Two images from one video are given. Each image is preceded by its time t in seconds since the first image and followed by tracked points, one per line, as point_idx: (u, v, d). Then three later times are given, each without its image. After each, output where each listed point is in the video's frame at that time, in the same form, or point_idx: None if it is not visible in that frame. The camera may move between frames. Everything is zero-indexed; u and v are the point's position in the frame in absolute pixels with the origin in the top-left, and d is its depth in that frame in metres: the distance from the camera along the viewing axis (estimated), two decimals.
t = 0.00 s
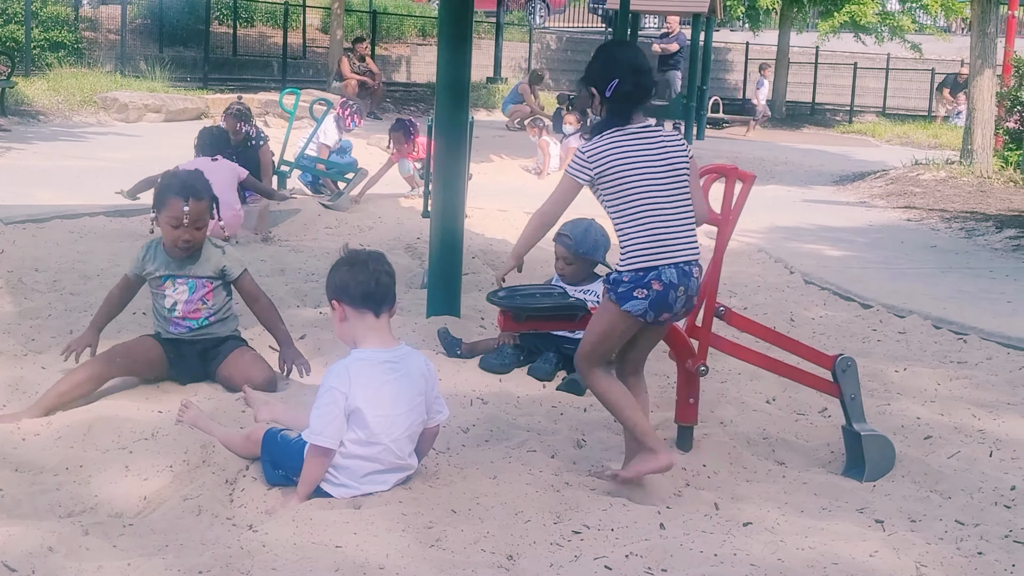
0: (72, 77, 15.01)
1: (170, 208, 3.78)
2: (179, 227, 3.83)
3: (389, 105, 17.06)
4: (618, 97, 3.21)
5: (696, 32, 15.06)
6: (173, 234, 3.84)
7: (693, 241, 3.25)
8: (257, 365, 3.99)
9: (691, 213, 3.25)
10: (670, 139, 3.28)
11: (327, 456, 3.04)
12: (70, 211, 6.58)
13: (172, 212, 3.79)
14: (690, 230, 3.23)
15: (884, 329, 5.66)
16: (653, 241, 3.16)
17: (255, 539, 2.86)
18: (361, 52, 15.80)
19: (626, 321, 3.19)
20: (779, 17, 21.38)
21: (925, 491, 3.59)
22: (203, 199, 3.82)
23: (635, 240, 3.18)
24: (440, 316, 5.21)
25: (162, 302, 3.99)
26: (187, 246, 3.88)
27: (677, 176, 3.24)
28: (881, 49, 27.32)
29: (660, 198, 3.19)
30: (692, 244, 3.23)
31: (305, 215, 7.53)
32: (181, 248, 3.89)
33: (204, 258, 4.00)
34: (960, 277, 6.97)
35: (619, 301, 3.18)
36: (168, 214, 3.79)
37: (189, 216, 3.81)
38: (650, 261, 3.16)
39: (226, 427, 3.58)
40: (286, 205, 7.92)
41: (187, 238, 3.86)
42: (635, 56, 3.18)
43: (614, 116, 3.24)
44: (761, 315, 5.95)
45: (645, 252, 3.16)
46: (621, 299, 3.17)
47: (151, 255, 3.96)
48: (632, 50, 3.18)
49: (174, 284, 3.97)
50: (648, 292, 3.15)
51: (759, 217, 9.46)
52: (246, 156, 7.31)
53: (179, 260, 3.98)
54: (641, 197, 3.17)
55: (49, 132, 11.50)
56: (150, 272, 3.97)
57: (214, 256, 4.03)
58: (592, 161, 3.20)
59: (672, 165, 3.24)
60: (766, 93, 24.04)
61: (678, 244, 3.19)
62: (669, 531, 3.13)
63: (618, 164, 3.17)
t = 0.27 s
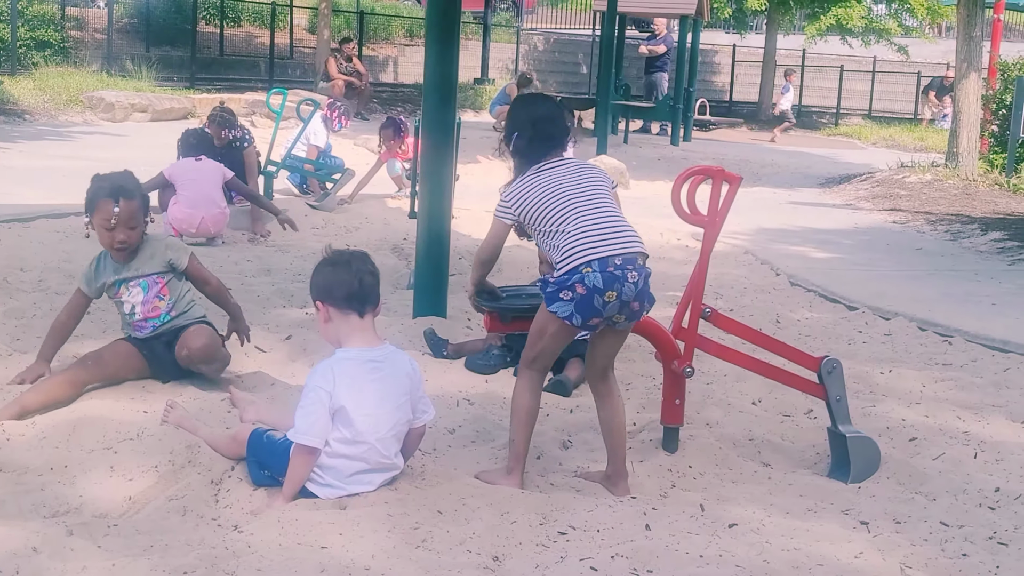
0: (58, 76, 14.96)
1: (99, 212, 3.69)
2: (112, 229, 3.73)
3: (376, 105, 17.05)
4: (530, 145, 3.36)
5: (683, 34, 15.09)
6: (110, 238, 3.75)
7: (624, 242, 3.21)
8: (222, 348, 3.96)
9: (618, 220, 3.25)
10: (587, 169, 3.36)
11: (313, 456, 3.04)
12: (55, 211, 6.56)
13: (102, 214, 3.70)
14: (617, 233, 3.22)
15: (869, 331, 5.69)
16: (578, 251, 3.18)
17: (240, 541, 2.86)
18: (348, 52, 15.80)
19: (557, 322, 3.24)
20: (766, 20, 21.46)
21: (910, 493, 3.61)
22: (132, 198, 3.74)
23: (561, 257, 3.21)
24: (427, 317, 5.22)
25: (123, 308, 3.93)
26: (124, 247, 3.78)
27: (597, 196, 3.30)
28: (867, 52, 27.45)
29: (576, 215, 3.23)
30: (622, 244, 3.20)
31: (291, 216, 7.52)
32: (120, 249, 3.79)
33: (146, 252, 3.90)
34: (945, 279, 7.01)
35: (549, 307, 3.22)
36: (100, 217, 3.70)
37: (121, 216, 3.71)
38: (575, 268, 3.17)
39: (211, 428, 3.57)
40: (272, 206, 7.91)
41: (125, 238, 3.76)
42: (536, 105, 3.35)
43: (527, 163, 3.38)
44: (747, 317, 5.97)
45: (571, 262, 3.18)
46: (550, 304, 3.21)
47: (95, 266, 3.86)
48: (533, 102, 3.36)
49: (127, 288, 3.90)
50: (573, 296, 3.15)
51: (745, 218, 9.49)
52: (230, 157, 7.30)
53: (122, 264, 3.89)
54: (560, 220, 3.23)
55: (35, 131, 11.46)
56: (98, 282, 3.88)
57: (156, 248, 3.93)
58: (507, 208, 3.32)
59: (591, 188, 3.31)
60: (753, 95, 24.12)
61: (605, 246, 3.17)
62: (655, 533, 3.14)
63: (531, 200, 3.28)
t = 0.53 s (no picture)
0: (44, 76, 14.91)
1: (49, 215, 3.67)
2: (62, 232, 3.72)
3: (364, 106, 17.05)
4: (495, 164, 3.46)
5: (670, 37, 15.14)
6: (60, 241, 3.74)
7: (572, 246, 3.20)
8: (177, 330, 3.96)
9: (567, 226, 3.26)
10: (546, 188, 3.41)
11: (297, 456, 3.04)
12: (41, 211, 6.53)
13: (51, 215, 3.68)
14: (565, 236, 3.22)
15: (856, 333, 5.72)
16: (525, 254, 3.18)
17: (225, 542, 2.85)
18: (335, 53, 15.79)
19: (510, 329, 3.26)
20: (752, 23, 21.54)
21: (896, 495, 3.63)
22: (81, 199, 3.72)
23: (508, 264, 3.22)
24: (414, 318, 5.22)
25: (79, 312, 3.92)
26: (74, 248, 3.77)
27: (551, 207, 3.33)
28: (854, 55, 27.58)
29: (525, 221, 3.26)
30: (570, 246, 3.19)
31: (278, 216, 7.51)
32: (69, 251, 3.78)
33: (93, 251, 3.90)
34: (931, 282, 7.05)
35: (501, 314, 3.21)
36: (48, 219, 3.68)
37: (70, 218, 3.70)
38: (523, 271, 3.16)
39: (197, 428, 3.56)
40: (259, 206, 7.90)
41: (75, 239, 3.76)
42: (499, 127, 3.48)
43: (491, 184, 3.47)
44: (734, 319, 5.99)
45: (518, 266, 3.18)
46: (500, 312, 3.21)
47: (44, 270, 3.84)
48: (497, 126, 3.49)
49: (81, 291, 3.90)
50: (522, 300, 3.14)
51: (731, 220, 9.52)
52: (216, 158, 7.27)
53: (71, 266, 3.88)
54: (511, 228, 3.26)
55: (21, 131, 11.42)
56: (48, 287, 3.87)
57: (103, 246, 3.93)
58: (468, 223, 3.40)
59: (545, 201, 3.36)
60: (740, 98, 24.21)
61: (551, 248, 3.17)
62: (641, 534, 3.15)
63: (487, 214, 3.35)
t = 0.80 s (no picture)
0: (31, 75, 14.86)
1: (6, 211, 3.67)
2: (18, 229, 3.73)
3: (352, 107, 17.03)
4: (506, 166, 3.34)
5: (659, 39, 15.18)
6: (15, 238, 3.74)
7: (552, 264, 3.08)
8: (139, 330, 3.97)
9: (558, 249, 3.13)
10: (556, 205, 3.28)
11: (277, 453, 3.05)
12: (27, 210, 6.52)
13: (7, 213, 3.68)
14: (552, 259, 3.09)
15: (842, 335, 5.75)
16: (503, 267, 3.09)
17: (212, 543, 2.85)
18: (323, 54, 15.79)
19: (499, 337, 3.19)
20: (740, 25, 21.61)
21: (882, 496, 3.65)
22: (37, 198, 3.73)
23: (490, 277, 3.12)
24: (401, 320, 5.22)
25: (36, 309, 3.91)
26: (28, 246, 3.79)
27: (547, 222, 3.20)
28: (841, 57, 27.70)
29: (514, 235, 3.15)
30: (553, 268, 3.07)
31: (266, 216, 7.51)
32: (25, 247, 3.79)
33: (46, 246, 3.89)
34: (917, 284, 7.09)
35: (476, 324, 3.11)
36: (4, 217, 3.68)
37: (27, 217, 3.72)
38: (498, 284, 3.07)
39: (183, 429, 3.55)
40: (246, 207, 7.89)
41: (32, 235, 3.77)
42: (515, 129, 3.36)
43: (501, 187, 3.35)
44: (721, 320, 6.01)
45: (495, 277, 3.09)
46: (474, 322, 3.11)
47: None
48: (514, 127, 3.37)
49: (36, 287, 3.88)
50: (493, 314, 3.05)
51: (719, 222, 9.55)
52: (207, 157, 7.23)
53: (25, 263, 3.87)
54: (499, 240, 3.16)
55: (8, 130, 11.38)
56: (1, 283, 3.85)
57: (55, 241, 3.92)
58: (468, 225, 3.29)
59: (545, 214, 3.22)
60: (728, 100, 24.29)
61: (532, 267, 3.05)
62: (628, 536, 3.16)
63: (490, 220, 3.23)
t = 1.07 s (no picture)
0: (22, 75, 14.83)
1: None
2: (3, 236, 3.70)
3: (344, 108, 17.03)
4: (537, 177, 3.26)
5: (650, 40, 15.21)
6: None
7: (550, 285, 3.02)
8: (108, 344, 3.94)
9: (564, 269, 3.05)
10: (583, 221, 3.18)
11: (263, 453, 3.06)
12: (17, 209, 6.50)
13: None
14: (553, 278, 3.03)
15: (833, 337, 5.76)
16: (505, 280, 3.08)
17: (202, 544, 2.85)
18: (315, 54, 15.78)
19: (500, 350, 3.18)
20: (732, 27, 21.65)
21: (872, 497, 3.66)
22: (26, 207, 3.72)
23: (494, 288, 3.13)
24: (393, 321, 5.23)
25: None
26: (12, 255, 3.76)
27: (566, 241, 3.10)
28: (833, 59, 27.78)
29: (529, 249, 3.09)
30: (551, 287, 3.02)
31: (257, 217, 7.50)
32: (8, 256, 3.77)
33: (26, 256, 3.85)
34: (908, 285, 7.11)
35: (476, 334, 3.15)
36: None
37: (13, 224, 3.70)
38: (496, 297, 3.08)
39: (174, 429, 3.55)
40: (237, 207, 7.88)
41: (17, 245, 3.75)
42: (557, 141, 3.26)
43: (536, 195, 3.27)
44: (712, 321, 6.02)
45: (496, 289, 3.09)
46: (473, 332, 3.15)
47: None
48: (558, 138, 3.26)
49: (7, 293, 3.83)
50: (487, 326, 3.07)
51: (710, 223, 9.57)
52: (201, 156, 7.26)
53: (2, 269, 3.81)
54: (513, 249, 3.12)
55: None
56: None
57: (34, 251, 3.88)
58: (494, 224, 3.24)
59: (567, 231, 3.12)
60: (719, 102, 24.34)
61: (529, 285, 3.02)
62: (618, 537, 3.16)
63: (510, 230, 3.19)
